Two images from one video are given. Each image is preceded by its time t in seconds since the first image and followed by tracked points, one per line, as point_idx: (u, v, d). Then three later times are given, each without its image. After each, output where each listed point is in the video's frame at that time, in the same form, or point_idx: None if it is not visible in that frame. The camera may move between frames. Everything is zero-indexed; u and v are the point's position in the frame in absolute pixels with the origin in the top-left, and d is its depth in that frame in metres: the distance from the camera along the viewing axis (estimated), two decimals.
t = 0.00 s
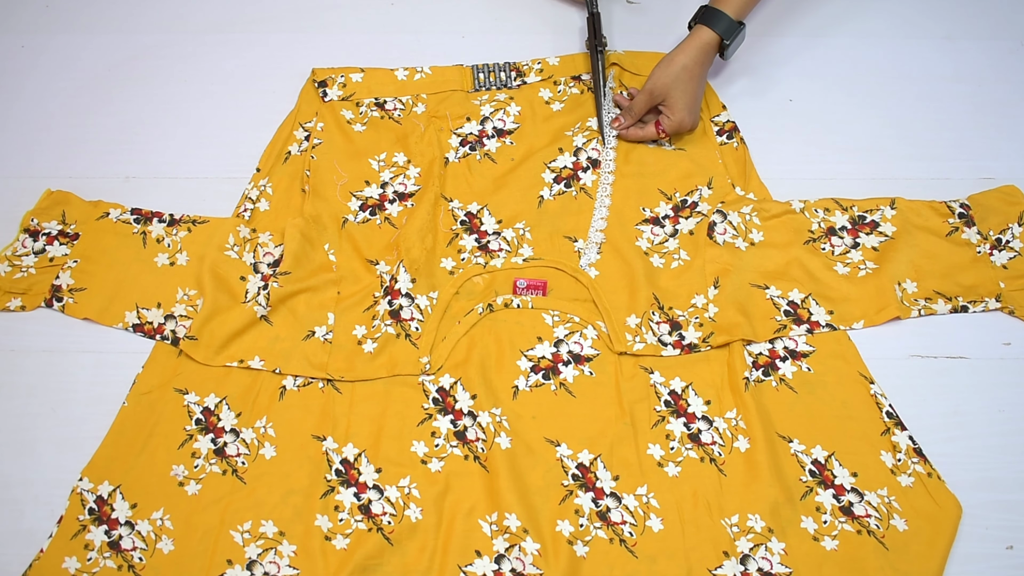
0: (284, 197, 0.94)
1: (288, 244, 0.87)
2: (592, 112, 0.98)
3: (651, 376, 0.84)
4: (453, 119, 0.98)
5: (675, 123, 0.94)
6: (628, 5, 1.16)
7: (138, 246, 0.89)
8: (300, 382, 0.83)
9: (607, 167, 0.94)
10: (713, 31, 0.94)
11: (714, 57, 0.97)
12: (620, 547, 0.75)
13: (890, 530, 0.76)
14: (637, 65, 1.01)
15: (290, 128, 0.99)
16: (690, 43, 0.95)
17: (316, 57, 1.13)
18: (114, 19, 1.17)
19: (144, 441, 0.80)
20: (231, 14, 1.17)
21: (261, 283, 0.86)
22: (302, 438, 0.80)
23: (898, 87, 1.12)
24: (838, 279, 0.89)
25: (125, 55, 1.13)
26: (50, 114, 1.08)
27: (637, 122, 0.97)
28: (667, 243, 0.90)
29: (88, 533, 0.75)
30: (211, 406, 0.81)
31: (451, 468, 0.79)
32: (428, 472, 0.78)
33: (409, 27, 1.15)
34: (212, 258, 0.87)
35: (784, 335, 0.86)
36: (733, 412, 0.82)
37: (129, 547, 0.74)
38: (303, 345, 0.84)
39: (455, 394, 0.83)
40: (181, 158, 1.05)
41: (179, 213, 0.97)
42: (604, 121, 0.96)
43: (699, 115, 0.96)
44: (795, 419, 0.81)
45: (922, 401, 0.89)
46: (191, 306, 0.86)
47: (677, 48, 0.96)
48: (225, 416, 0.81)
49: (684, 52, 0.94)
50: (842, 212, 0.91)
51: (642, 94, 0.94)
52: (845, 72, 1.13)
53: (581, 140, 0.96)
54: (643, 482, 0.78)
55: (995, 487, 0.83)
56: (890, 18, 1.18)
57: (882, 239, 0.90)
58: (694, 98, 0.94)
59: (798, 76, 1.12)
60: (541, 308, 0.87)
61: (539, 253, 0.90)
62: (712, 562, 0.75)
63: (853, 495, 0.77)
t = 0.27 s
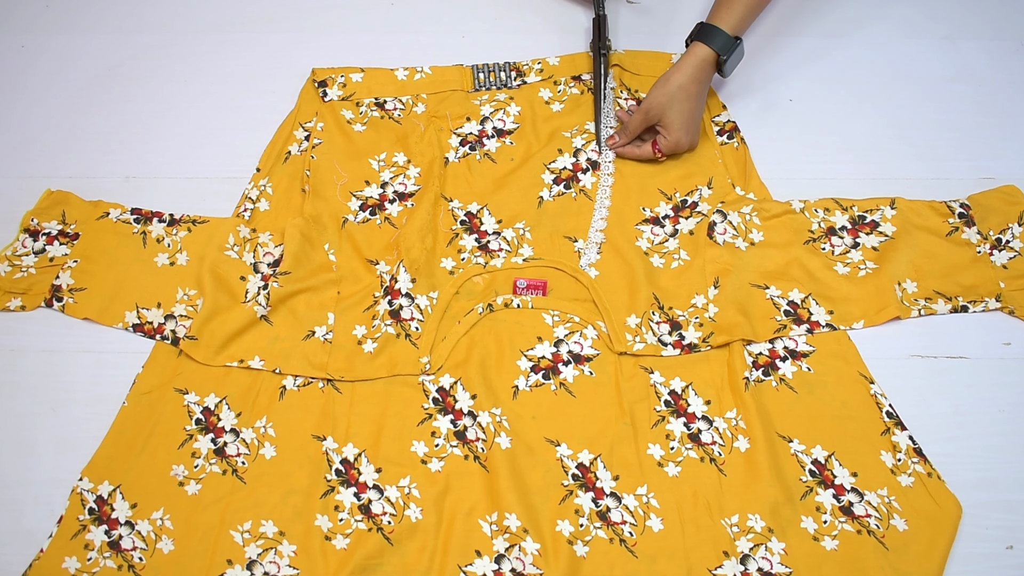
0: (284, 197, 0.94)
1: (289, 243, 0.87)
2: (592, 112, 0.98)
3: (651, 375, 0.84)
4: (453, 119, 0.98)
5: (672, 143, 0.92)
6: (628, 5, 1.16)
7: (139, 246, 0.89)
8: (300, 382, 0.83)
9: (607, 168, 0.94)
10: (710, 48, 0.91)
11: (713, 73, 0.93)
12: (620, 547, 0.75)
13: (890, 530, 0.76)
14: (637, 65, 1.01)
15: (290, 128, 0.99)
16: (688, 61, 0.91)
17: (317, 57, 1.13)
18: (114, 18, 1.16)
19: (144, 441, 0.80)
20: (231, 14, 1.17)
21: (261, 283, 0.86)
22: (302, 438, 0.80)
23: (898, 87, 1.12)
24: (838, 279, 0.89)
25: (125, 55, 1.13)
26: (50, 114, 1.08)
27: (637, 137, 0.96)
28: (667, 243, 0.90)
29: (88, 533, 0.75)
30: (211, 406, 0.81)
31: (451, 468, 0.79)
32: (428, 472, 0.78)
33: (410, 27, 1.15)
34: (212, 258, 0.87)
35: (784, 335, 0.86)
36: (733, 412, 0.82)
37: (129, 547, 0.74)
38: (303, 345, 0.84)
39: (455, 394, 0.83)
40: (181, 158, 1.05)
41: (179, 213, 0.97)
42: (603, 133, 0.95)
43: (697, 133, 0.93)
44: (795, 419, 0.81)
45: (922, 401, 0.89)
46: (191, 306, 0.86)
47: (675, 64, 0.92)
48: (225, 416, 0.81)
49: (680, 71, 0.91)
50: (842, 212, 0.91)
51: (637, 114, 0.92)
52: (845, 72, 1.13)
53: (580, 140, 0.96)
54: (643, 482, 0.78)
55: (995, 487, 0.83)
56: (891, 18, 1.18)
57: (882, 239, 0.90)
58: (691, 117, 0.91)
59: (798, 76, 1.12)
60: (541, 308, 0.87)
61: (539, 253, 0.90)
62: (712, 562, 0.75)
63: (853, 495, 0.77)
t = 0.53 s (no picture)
0: (283, 197, 0.94)
1: (289, 243, 0.87)
2: (592, 113, 0.98)
3: (651, 375, 0.84)
4: (453, 119, 0.98)
5: (677, 141, 0.92)
6: (628, 5, 1.16)
7: (138, 246, 0.89)
8: (300, 382, 0.83)
9: (610, 166, 0.94)
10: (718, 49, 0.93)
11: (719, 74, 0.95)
12: (620, 547, 0.75)
13: (890, 530, 0.76)
14: (637, 65, 1.01)
15: (290, 128, 0.99)
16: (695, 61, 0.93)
17: (316, 57, 1.13)
18: (114, 18, 1.16)
19: (144, 441, 0.80)
20: (231, 14, 1.17)
21: (261, 283, 0.86)
22: (302, 437, 0.80)
23: (898, 87, 1.12)
24: (838, 279, 0.89)
25: (125, 55, 1.13)
26: (50, 114, 1.08)
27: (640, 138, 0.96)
28: (667, 243, 0.90)
29: (88, 533, 0.75)
30: (211, 406, 0.81)
31: (451, 468, 0.79)
32: (428, 472, 0.78)
33: (409, 27, 1.15)
34: (212, 258, 0.87)
35: (784, 335, 0.86)
36: (733, 412, 0.82)
37: (129, 547, 0.74)
38: (303, 344, 0.84)
39: (455, 394, 0.83)
40: (181, 158, 1.05)
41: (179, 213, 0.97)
42: (606, 132, 0.95)
43: (701, 133, 0.94)
44: (795, 419, 0.81)
45: (922, 401, 0.89)
46: (191, 306, 0.86)
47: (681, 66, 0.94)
48: (225, 416, 0.81)
49: (687, 70, 0.92)
50: (842, 212, 0.91)
51: (643, 111, 0.93)
52: (845, 72, 1.13)
53: (583, 141, 0.96)
54: (643, 482, 0.78)
55: (994, 487, 0.83)
56: (891, 18, 1.18)
57: (882, 239, 0.90)
58: (696, 116, 0.92)
59: (798, 76, 1.12)
60: (541, 308, 0.87)
61: (539, 253, 0.90)
62: (712, 562, 0.75)
63: (853, 495, 0.77)
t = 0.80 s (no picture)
0: (284, 197, 0.94)
1: (290, 243, 0.87)
2: (592, 114, 0.98)
3: (651, 375, 0.84)
4: (453, 119, 0.98)
5: (681, 148, 0.92)
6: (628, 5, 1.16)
7: (139, 246, 0.89)
8: (300, 382, 0.83)
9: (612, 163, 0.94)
10: (719, 53, 0.93)
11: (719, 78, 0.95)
12: (620, 547, 0.75)
13: (890, 530, 0.76)
14: (636, 65, 1.01)
15: (290, 128, 0.99)
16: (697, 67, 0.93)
17: (316, 57, 1.13)
18: (114, 18, 1.17)
19: (144, 440, 0.80)
20: (231, 14, 1.17)
21: (261, 283, 0.86)
22: (302, 437, 0.80)
23: (898, 87, 1.12)
24: (838, 278, 0.89)
25: (125, 55, 1.13)
26: (50, 114, 1.08)
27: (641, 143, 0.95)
28: (667, 243, 0.90)
29: (88, 533, 0.75)
30: (211, 406, 0.81)
31: (451, 468, 0.79)
32: (428, 472, 0.78)
33: (409, 27, 1.15)
34: (212, 258, 0.87)
35: (784, 335, 0.86)
36: (733, 412, 0.82)
37: (129, 547, 0.74)
38: (303, 345, 0.84)
39: (455, 394, 0.83)
40: (181, 158, 1.05)
41: (179, 213, 0.97)
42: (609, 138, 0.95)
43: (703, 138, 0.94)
44: (795, 419, 0.81)
45: (922, 401, 0.89)
46: (191, 306, 0.86)
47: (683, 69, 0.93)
48: (225, 416, 0.81)
49: (690, 75, 0.92)
50: (841, 212, 0.91)
51: (646, 117, 0.92)
52: (845, 72, 1.13)
53: (584, 141, 0.96)
54: (643, 482, 0.78)
55: (994, 487, 0.83)
56: (891, 18, 1.18)
57: (882, 239, 0.90)
58: (699, 121, 0.92)
59: (798, 76, 1.12)
60: (541, 308, 0.87)
61: (540, 252, 0.90)
62: (712, 562, 0.75)
63: (853, 495, 0.77)
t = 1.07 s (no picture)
0: (284, 197, 0.94)
1: (290, 243, 0.87)
2: (592, 114, 0.98)
3: (651, 375, 0.84)
4: (453, 119, 0.98)
5: (684, 149, 0.92)
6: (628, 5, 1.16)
7: (139, 246, 0.89)
8: (300, 382, 0.83)
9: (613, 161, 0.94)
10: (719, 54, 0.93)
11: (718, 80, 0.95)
12: (620, 547, 0.75)
13: (890, 530, 0.76)
14: (636, 66, 1.01)
15: (290, 128, 0.99)
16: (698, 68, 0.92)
17: (316, 57, 1.13)
18: (114, 18, 1.17)
19: (144, 440, 0.80)
20: (231, 14, 1.17)
21: (261, 283, 0.86)
22: (302, 437, 0.80)
23: (898, 87, 1.12)
24: (838, 278, 0.89)
25: (125, 55, 1.13)
26: (50, 114, 1.08)
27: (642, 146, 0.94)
28: (667, 243, 0.90)
29: (88, 533, 0.75)
30: (211, 406, 0.81)
31: (451, 468, 0.79)
32: (428, 472, 0.78)
33: (409, 27, 1.15)
34: (212, 258, 0.87)
35: (783, 335, 0.86)
36: (733, 412, 0.82)
37: (129, 547, 0.74)
38: (303, 345, 0.84)
39: (455, 394, 0.83)
40: (181, 158, 1.05)
41: (178, 213, 0.97)
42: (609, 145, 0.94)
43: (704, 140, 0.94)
44: (795, 419, 0.81)
45: (922, 401, 0.89)
46: (191, 306, 0.86)
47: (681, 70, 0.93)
48: (225, 416, 0.81)
49: (691, 76, 0.92)
50: (841, 212, 0.91)
51: (648, 117, 0.91)
52: (845, 72, 1.13)
53: (584, 142, 0.96)
54: (643, 482, 0.78)
55: (994, 487, 0.83)
56: (891, 18, 1.18)
57: (882, 239, 0.90)
58: (701, 123, 0.92)
59: (798, 76, 1.12)
60: (542, 308, 0.87)
61: (542, 250, 0.91)
62: (712, 562, 0.75)
63: (853, 495, 0.77)
